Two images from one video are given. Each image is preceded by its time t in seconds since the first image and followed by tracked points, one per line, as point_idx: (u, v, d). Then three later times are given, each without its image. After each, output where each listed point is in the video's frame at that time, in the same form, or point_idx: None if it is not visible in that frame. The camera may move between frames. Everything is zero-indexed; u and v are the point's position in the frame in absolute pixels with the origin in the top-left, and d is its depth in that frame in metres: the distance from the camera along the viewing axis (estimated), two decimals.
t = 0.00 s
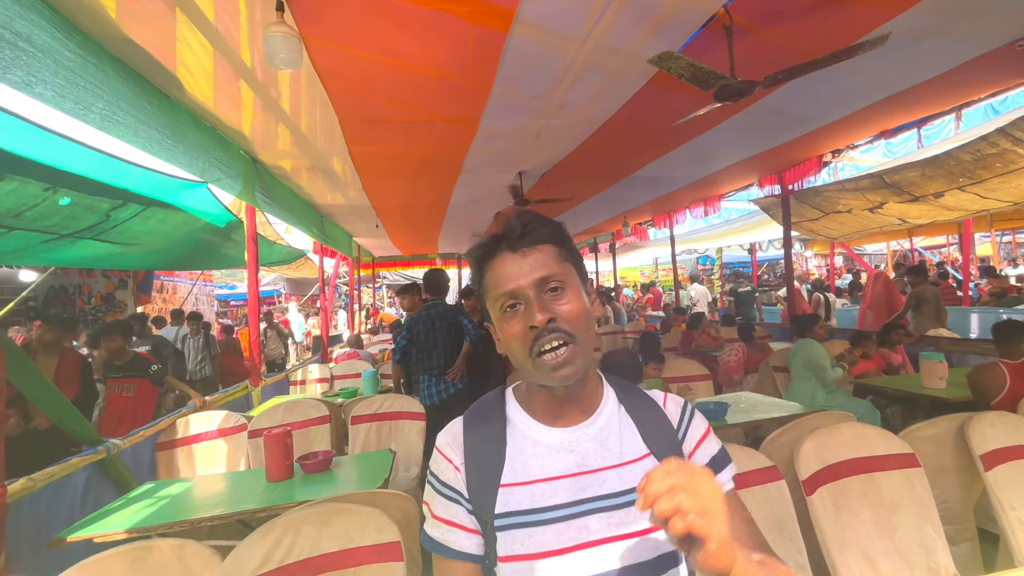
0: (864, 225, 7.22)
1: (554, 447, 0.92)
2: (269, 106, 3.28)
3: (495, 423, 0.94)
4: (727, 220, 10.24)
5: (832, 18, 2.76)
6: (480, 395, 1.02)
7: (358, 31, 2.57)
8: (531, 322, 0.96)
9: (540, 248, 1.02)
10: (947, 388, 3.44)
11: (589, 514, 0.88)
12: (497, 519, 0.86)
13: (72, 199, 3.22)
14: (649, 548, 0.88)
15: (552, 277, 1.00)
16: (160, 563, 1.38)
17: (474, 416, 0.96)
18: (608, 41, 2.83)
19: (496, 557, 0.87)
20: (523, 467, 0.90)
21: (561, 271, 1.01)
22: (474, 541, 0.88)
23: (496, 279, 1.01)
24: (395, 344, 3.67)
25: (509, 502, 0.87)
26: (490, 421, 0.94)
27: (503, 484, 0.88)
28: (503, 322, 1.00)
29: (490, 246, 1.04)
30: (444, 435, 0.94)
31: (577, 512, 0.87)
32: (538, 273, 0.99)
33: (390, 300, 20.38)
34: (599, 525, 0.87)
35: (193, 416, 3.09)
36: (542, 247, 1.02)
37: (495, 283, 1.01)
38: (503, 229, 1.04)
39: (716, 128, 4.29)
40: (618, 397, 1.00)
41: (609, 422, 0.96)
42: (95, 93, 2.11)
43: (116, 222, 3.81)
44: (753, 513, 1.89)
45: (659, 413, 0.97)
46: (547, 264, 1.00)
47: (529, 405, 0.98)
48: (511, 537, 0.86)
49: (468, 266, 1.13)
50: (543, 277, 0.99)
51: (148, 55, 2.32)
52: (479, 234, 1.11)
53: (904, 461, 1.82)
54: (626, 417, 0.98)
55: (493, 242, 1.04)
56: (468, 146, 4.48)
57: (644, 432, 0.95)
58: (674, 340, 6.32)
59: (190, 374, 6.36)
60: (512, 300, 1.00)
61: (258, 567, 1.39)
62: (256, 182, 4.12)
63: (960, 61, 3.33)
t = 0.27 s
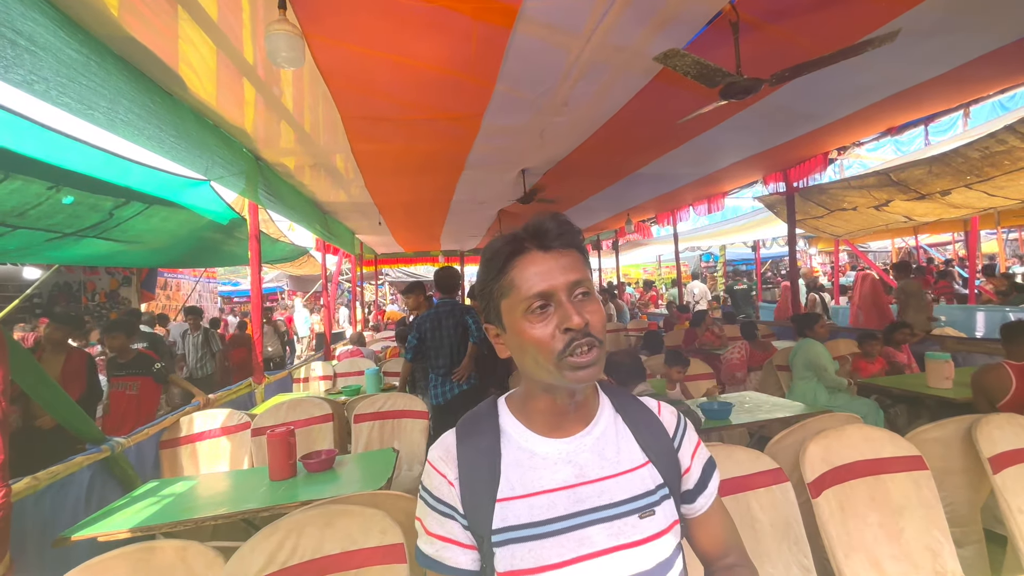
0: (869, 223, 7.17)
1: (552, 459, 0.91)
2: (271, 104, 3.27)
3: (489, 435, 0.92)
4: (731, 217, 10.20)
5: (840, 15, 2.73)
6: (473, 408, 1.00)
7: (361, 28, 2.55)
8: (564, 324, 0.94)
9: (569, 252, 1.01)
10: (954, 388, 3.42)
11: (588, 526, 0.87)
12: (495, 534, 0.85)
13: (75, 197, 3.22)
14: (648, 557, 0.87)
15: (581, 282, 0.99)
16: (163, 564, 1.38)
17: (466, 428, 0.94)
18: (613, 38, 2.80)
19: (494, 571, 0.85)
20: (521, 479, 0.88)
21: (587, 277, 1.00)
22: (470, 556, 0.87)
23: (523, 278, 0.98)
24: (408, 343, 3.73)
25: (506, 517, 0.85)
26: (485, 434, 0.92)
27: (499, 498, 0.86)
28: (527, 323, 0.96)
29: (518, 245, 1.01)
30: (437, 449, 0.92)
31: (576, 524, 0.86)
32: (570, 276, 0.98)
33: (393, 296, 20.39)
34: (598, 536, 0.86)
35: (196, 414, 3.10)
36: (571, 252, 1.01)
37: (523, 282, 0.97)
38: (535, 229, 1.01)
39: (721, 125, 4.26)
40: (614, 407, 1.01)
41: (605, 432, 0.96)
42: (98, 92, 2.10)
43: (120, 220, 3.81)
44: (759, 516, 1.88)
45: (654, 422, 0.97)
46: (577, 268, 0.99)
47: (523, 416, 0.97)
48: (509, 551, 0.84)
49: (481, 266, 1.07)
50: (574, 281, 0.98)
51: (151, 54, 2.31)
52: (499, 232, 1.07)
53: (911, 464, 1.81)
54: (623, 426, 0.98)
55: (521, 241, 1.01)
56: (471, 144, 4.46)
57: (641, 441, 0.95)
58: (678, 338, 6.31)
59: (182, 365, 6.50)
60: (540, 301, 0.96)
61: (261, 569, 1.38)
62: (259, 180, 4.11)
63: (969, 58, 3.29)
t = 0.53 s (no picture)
0: (875, 222, 7.11)
1: (542, 459, 0.91)
2: (274, 105, 3.29)
3: (481, 435, 0.92)
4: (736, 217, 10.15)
5: (843, 13, 2.71)
6: (465, 406, 1.00)
7: (362, 29, 2.56)
8: (547, 326, 0.94)
9: (558, 253, 1.01)
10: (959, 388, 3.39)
11: (577, 525, 0.86)
12: (486, 532, 0.84)
13: (80, 198, 3.25)
14: (636, 557, 0.87)
15: (569, 284, 0.98)
16: (163, 563, 1.39)
17: (459, 427, 0.94)
18: (614, 37, 2.79)
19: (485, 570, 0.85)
20: (511, 479, 0.88)
21: (576, 278, 1.00)
22: (461, 555, 0.87)
23: (509, 279, 0.98)
24: (415, 344, 3.78)
25: (497, 516, 0.85)
26: (476, 433, 0.92)
27: (490, 497, 0.86)
28: (512, 324, 0.97)
29: (507, 246, 1.02)
30: (429, 449, 0.92)
31: (566, 523, 0.86)
32: (556, 278, 0.97)
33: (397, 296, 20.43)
34: (587, 535, 0.86)
35: (200, 414, 3.12)
36: (560, 253, 1.01)
37: (509, 283, 0.98)
38: (525, 230, 1.02)
39: (724, 124, 4.24)
40: (604, 408, 1.01)
41: (596, 432, 0.96)
42: (101, 93, 2.12)
43: (124, 220, 3.84)
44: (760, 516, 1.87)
45: (643, 423, 0.98)
46: (564, 270, 0.99)
47: (515, 414, 0.97)
48: (500, 550, 0.84)
49: (475, 265, 1.09)
50: (560, 283, 0.98)
51: (154, 56, 2.33)
52: (492, 232, 1.08)
53: (914, 465, 1.79)
54: (612, 426, 0.98)
55: (510, 242, 1.02)
56: (473, 144, 4.46)
57: (630, 441, 0.95)
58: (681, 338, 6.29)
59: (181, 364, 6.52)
60: (525, 302, 0.97)
61: (260, 569, 1.39)
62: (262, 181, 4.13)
63: (974, 56, 3.26)
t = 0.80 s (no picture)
0: (874, 222, 7.11)
1: (544, 463, 0.90)
2: (273, 106, 3.27)
3: (483, 440, 0.91)
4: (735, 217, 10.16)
5: (843, 12, 2.70)
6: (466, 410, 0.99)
7: (360, 29, 2.55)
8: (534, 331, 0.93)
9: (547, 256, 0.99)
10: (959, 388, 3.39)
11: (580, 531, 0.85)
12: (488, 538, 0.83)
13: (77, 200, 3.24)
14: (640, 563, 0.85)
15: (558, 288, 0.97)
16: (160, 568, 1.37)
17: (461, 431, 0.93)
18: (613, 37, 2.78)
19: None
20: (513, 484, 0.87)
21: (567, 282, 0.98)
22: (463, 561, 0.86)
23: (498, 285, 0.98)
24: (416, 345, 3.78)
25: (500, 522, 0.84)
26: (478, 438, 0.91)
27: (492, 503, 0.85)
28: (501, 329, 0.97)
29: (495, 251, 1.01)
30: (431, 453, 0.91)
31: (569, 529, 0.85)
32: (544, 282, 0.96)
33: (396, 297, 20.40)
34: (590, 541, 0.84)
35: (198, 416, 3.10)
36: (549, 256, 0.99)
37: (498, 289, 0.98)
38: (512, 235, 1.01)
39: (723, 124, 4.24)
40: (607, 411, 0.99)
41: (598, 436, 0.94)
42: (98, 94, 2.10)
43: (122, 221, 3.83)
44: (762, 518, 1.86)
45: (647, 427, 0.96)
46: (553, 273, 0.97)
47: (517, 419, 0.96)
48: (501, 556, 0.83)
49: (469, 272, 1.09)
50: (548, 287, 0.96)
51: (151, 56, 2.31)
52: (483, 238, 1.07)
53: (917, 466, 1.78)
54: (616, 430, 0.96)
55: (498, 247, 1.01)
56: (472, 144, 4.44)
57: (634, 446, 0.94)
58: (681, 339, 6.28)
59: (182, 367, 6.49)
60: (514, 307, 0.96)
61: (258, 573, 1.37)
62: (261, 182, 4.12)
63: (974, 55, 3.26)
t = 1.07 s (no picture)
0: (869, 227, 7.17)
1: (552, 452, 0.92)
2: (274, 112, 3.31)
3: (492, 431, 0.93)
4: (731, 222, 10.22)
5: (837, 20, 2.75)
6: (476, 401, 1.02)
7: (360, 35, 2.58)
8: (542, 332, 0.96)
9: (545, 257, 1.02)
10: (955, 391, 3.41)
11: (586, 518, 0.87)
12: (497, 524, 0.85)
13: (79, 205, 3.26)
14: (644, 549, 0.87)
15: (559, 286, 0.99)
16: (163, 568, 1.38)
17: (470, 422, 0.96)
18: (611, 44, 2.82)
19: (496, 562, 0.86)
20: (522, 472, 0.89)
21: (566, 280, 1.01)
22: (472, 547, 0.87)
23: (501, 291, 1.00)
24: (415, 350, 3.79)
25: (509, 507, 0.86)
26: (487, 428, 0.93)
27: (501, 489, 0.87)
28: (509, 333, 0.99)
29: (494, 258, 1.03)
30: (441, 442, 0.94)
31: (575, 515, 0.87)
32: (546, 283, 0.98)
33: (394, 303, 20.40)
34: (596, 527, 0.86)
35: (198, 420, 3.09)
36: (547, 256, 1.02)
37: (502, 294, 1.00)
38: (508, 240, 1.03)
39: (720, 130, 4.28)
40: (611, 402, 1.01)
41: (603, 426, 0.96)
42: (101, 99, 2.12)
43: (122, 227, 3.84)
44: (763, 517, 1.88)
45: (650, 416, 0.98)
46: (553, 273, 1.00)
47: (524, 410, 0.98)
48: (510, 542, 0.85)
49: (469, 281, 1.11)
50: (550, 286, 0.99)
51: (154, 62, 2.34)
52: (479, 246, 1.10)
53: (914, 466, 1.80)
54: (620, 420, 0.98)
55: (497, 253, 1.03)
56: (471, 150, 4.48)
57: (638, 435, 0.95)
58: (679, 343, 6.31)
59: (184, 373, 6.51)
60: (520, 310, 0.98)
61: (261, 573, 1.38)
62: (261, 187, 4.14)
63: (965, 62, 3.31)
